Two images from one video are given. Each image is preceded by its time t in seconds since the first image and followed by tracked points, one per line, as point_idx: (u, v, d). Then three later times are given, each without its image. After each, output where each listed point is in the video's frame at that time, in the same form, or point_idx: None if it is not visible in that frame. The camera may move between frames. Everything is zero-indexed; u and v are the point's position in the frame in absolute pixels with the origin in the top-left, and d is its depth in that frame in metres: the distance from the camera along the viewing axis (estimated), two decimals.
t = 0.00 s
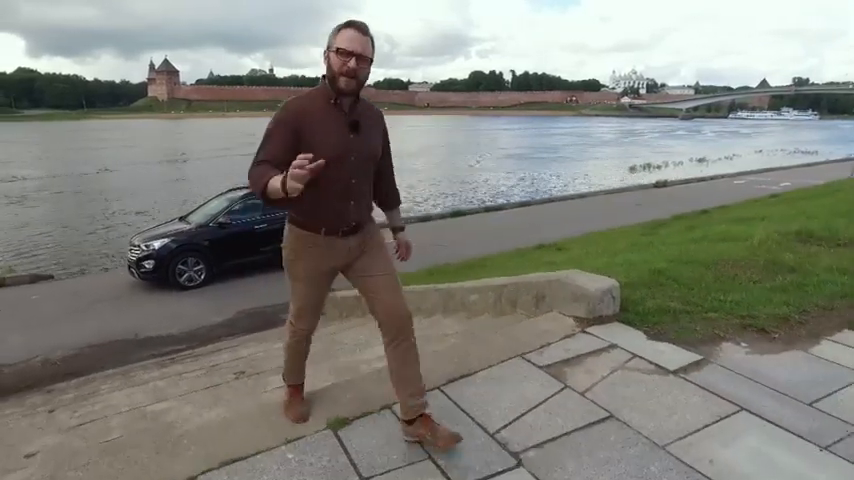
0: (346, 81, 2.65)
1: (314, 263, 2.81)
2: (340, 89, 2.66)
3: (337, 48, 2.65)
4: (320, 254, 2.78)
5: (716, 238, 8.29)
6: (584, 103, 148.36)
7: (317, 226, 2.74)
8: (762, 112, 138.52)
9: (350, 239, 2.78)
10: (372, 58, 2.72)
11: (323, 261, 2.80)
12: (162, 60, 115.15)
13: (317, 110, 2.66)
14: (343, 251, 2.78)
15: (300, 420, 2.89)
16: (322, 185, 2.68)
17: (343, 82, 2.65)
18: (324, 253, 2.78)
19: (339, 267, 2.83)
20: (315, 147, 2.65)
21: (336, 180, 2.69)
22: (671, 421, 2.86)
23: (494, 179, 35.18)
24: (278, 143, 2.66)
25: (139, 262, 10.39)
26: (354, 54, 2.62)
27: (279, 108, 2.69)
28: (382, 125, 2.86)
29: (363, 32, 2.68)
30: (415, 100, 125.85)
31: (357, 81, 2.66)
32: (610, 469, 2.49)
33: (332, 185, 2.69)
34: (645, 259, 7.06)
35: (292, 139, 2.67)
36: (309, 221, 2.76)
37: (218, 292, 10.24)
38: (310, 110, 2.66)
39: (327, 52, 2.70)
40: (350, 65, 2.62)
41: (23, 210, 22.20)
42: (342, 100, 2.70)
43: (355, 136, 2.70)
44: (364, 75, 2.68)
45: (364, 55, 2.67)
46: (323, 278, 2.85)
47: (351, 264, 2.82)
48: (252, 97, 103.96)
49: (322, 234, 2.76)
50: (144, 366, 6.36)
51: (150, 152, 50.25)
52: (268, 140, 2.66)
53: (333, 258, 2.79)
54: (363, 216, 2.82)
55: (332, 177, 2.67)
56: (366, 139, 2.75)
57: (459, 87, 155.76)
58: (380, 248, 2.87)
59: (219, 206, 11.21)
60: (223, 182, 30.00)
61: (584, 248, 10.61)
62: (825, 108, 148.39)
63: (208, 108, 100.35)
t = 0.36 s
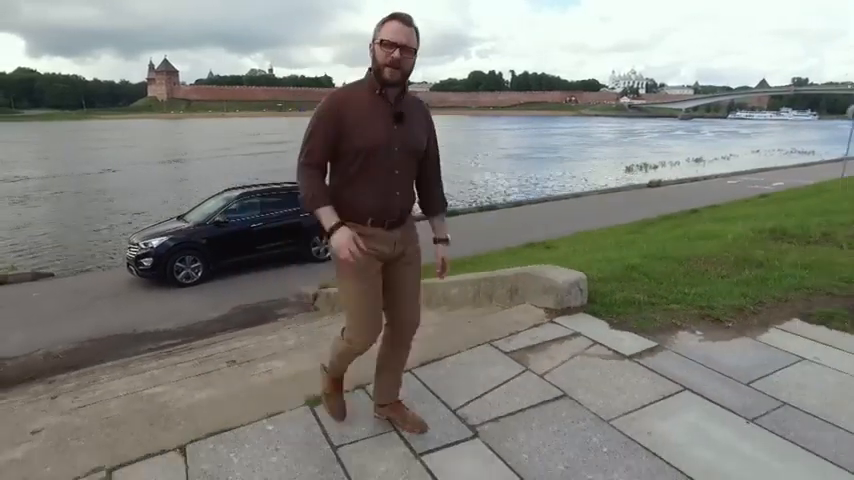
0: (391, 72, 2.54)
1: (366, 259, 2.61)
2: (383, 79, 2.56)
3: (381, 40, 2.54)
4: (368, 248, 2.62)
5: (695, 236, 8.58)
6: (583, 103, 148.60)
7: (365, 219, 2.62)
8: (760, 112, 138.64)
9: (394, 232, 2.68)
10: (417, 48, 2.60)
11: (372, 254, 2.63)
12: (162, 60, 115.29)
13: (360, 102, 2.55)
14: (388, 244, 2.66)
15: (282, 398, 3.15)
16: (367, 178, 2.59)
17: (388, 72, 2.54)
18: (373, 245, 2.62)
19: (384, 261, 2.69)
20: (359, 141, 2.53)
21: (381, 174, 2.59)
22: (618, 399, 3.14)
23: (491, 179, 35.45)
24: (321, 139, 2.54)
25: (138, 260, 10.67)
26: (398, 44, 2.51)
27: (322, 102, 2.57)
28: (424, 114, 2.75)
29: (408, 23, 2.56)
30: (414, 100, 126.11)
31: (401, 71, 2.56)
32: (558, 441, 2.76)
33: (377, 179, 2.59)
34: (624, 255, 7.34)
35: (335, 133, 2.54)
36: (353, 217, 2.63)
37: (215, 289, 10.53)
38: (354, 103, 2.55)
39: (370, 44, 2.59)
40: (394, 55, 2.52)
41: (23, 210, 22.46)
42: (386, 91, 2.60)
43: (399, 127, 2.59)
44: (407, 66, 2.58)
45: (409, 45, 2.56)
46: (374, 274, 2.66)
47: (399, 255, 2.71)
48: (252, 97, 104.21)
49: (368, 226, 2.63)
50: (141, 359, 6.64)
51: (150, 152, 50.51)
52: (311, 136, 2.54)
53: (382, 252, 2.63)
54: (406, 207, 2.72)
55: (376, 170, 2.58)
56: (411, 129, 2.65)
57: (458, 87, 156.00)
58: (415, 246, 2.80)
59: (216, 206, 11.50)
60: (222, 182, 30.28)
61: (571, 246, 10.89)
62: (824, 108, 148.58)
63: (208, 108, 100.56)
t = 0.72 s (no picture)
0: (389, 89, 2.52)
1: (380, 276, 2.59)
2: (382, 98, 2.55)
3: (375, 58, 2.54)
4: (377, 270, 2.61)
5: (670, 234, 8.88)
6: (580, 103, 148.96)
7: (372, 240, 2.61)
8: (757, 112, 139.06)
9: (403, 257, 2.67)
10: (413, 62, 2.57)
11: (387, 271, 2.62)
12: (160, 59, 115.37)
13: (361, 124, 2.57)
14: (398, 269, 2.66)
15: (255, 379, 3.43)
16: (371, 202, 2.59)
17: (386, 90, 2.52)
18: (384, 266, 2.62)
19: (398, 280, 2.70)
20: (360, 164, 2.55)
21: (387, 197, 2.58)
22: (564, 381, 3.42)
23: (485, 179, 35.73)
24: (325, 165, 2.63)
25: (132, 258, 10.92)
26: (391, 60, 2.50)
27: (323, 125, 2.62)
28: (432, 128, 2.69)
29: (404, 38, 2.53)
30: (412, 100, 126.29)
31: (398, 88, 2.54)
32: (502, 417, 3.04)
33: (383, 202, 2.58)
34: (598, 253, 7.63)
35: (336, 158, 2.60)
36: (362, 240, 2.63)
37: (207, 286, 10.79)
38: (353, 127, 2.57)
39: (368, 63, 2.59)
40: (389, 72, 2.50)
41: (20, 211, 22.69)
42: (387, 109, 2.58)
43: (402, 147, 2.55)
44: (405, 81, 2.55)
45: (405, 61, 2.54)
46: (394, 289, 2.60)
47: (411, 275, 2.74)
48: (249, 97, 104.31)
49: (377, 250, 2.62)
50: (132, 352, 6.91)
51: (147, 152, 50.66)
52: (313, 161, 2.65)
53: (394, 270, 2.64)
54: (417, 228, 2.68)
55: (379, 193, 2.57)
56: (416, 147, 2.59)
57: (456, 87, 156.26)
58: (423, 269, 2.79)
59: (208, 205, 11.78)
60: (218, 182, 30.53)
61: (555, 244, 11.16)
62: (820, 108, 148.99)
63: (205, 108, 100.64)
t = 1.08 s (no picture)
0: (399, 65, 2.29)
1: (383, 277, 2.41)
2: (390, 76, 2.31)
3: (383, 31, 2.28)
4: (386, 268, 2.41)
5: (646, 231, 9.20)
6: (578, 103, 149.37)
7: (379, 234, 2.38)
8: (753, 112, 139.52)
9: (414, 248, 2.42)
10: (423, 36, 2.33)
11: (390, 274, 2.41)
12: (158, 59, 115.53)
13: (370, 105, 2.31)
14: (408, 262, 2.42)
15: (234, 360, 3.71)
16: (382, 190, 2.34)
17: (395, 66, 2.29)
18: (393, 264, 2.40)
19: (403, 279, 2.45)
20: (371, 147, 2.28)
21: (400, 183, 2.33)
22: (518, 362, 3.71)
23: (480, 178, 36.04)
24: (330, 153, 2.30)
25: (127, 255, 11.21)
26: (400, 34, 2.25)
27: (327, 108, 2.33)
28: (440, 110, 2.49)
29: (411, 12, 2.30)
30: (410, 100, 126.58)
31: (409, 64, 2.30)
32: (458, 394, 3.33)
33: (395, 190, 2.33)
34: (574, 248, 7.95)
35: (343, 142, 2.30)
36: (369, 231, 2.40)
37: (200, 283, 11.09)
38: (361, 107, 2.29)
39: (372, 40, 2.34)
40: (399, 46, 2.26)
41: (19, 210, 23.00)
42: (395, 88, 2.34)
43: (414, 127, 2.32)
44: (415, 57, 2.32)
45: (415, 34, 2.29)
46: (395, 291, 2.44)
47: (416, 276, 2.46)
48: (248, 97, 104.55)
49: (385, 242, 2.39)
50: (126, 344, 7.21)
51: (145, 152, 50.92)
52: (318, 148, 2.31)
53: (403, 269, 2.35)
54: (429, 216, 2.45)
55: (392, 177, 2.32)
56: (427, 128, 2.37)
57: (454, 87, 156.58)
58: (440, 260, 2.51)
59: (202, 204, 12.07)
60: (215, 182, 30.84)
61: (540, 241, 11.47)
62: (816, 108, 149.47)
63: (203, 108, 100.86)
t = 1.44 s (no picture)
0: (420, 76, 2.23)
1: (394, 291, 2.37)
2: (413, 89, 2.25)
3: (406, 43, 2.24)
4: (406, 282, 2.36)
5: (626, 228, 9.52)
6: (575, 103, 149.78)
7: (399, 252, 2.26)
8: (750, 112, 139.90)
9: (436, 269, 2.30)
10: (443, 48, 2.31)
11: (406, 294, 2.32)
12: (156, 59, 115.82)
13: (394, 117, 2.23)
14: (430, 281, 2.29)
15: (217, 343, 4.01)
16: (407, 203, 2.24)
17: (417, 77, 2.23)
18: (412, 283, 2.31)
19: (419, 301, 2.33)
20: (396, 162, 2.19)
21: (424, 198, 2.24)
22: (479, 345, 4.01)
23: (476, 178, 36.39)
24: (357, 168, 2.21)
25: (124, 253, 11.52)
26: (420, 44, 2.23)
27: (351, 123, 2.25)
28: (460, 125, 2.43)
29: (431, 25, 2.27)
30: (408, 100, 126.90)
31: (431, 75, 2.25)
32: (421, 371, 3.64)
33: (420, 204, 2.24)
34: (554, 244, 8.27)
35: (369, 157, 2.21)
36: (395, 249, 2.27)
37: (195, 279, 11.40)
38: (383, 120, 2.22)
39: (391, 55, 2.31)
40: (420, 57, 2.22)
41: (19, 210, 23.33)
42: (416, 102, 2.28)
43: (438, 141, 2.24)
44: (436, 68, 2.27)
45: (433, 45, 2.26)
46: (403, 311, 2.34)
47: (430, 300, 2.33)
48: (246, 97, 104.86)
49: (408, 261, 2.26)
50: (121, 335, 7.53)
51: (144, 152, 51.26)
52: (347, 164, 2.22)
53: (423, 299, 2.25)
54: (452, 233, 2.34)
55: (418, 192, 2.23)
56: (449, 143, 2.30)
57: (452, 87, 157.00)
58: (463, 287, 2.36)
59: (196, 203, 12.37)
60: (212, 182, 31.18)
61: (526, 238, 11.80)
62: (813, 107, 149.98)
63: (201, 108, 101.14)
